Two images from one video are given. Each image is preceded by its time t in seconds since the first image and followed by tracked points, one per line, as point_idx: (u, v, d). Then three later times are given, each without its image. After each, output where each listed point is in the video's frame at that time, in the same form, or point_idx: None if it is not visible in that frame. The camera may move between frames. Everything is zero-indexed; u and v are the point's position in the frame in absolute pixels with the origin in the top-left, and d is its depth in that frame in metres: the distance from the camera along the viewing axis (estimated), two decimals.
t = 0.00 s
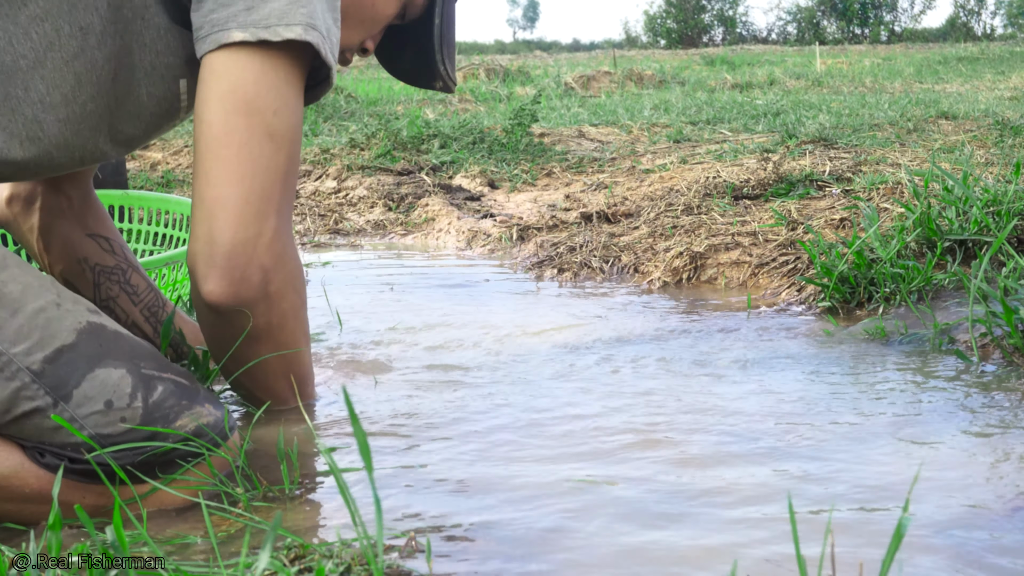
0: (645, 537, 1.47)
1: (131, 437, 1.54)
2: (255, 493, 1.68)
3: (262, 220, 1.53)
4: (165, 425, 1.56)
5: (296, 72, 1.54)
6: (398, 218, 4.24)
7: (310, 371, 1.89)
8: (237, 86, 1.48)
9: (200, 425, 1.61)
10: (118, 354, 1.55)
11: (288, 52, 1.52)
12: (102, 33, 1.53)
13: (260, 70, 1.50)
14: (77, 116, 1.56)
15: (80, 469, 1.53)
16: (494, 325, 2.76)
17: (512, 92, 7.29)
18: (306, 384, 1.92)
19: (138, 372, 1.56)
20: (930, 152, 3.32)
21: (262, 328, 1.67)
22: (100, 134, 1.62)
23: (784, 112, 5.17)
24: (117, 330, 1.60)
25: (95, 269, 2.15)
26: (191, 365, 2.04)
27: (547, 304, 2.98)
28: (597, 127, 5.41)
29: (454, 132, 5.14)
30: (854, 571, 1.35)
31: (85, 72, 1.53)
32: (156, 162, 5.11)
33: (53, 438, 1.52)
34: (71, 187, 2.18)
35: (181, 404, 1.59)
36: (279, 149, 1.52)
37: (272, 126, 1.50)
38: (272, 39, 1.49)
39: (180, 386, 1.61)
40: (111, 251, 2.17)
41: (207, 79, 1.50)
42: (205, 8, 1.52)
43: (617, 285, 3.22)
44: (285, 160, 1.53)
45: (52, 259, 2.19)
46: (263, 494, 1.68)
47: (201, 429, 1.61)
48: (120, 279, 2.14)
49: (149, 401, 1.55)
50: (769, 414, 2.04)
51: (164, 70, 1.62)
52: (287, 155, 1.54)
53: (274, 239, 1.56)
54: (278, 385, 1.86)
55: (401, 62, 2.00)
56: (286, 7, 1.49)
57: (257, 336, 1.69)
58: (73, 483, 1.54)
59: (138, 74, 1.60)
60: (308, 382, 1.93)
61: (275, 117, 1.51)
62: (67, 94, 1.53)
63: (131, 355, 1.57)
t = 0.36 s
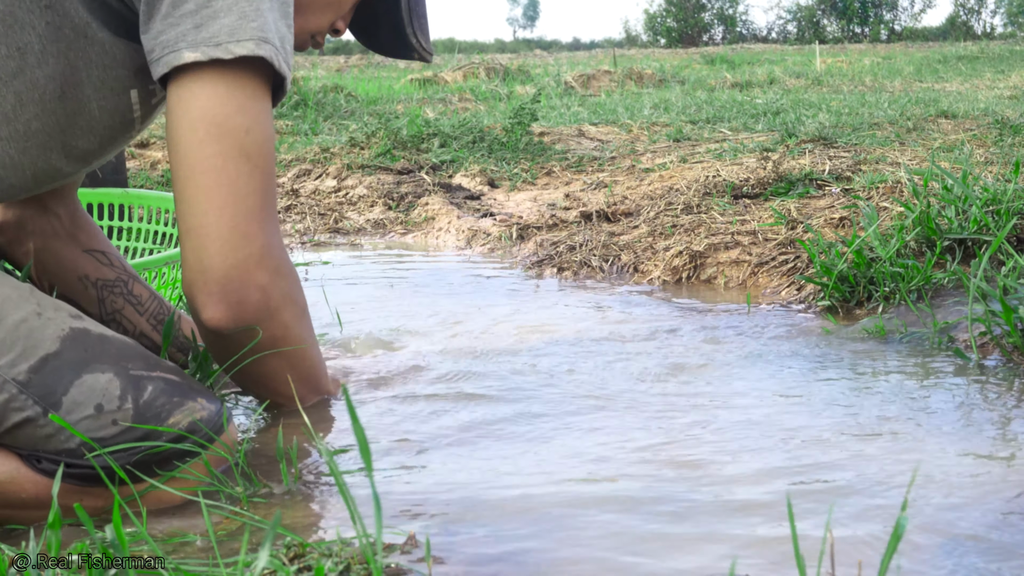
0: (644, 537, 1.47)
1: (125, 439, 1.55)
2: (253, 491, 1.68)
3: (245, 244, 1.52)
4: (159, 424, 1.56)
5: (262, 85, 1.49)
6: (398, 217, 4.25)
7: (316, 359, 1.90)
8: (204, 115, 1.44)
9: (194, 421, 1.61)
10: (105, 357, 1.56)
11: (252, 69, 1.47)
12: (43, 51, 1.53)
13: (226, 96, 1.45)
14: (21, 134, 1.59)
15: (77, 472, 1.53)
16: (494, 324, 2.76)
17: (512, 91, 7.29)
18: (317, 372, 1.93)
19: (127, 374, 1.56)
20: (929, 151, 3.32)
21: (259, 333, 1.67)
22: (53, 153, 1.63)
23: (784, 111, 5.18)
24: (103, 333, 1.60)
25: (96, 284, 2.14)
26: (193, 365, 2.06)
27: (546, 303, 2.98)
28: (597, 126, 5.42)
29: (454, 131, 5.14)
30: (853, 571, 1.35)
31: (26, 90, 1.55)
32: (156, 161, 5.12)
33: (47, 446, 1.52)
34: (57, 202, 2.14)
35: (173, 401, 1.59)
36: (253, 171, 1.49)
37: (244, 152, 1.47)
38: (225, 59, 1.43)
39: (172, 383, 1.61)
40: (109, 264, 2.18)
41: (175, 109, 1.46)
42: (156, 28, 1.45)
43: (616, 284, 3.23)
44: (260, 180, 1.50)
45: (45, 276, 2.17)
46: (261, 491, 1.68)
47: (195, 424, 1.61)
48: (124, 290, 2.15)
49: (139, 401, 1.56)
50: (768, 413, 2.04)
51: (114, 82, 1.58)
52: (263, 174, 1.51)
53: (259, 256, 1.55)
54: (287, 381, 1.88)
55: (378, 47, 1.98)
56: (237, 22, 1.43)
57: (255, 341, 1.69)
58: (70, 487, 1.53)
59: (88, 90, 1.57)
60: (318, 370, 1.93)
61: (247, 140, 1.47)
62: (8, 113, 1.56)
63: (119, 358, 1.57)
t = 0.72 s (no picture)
0: (640, 537, 1.46)
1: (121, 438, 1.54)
2: (249, 491, 1.68)
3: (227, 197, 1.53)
4: (156, 423, 1.55)
5: (225, 33, 1.47)
6: (396, 217, 4.25)
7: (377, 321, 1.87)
8: (166, 70, 1.45)
9: (192, 420, 1.60)
10: (103, 356, 1.54)
11: (214, 18, 1.46)
12: (33, 17, 1.53)
13: (188, 47, 1.45)
14: (21, 105, 1.60)
15: (75, 471, 1.53)
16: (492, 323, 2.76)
17: (510, 90, 7.29)
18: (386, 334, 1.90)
19: (124, 372, 1.55)
20: (927, 150, 3.32)
21: (279, 290, 1.66)
22: (54, 118, 1.65)
23: (782, 111, 5.17)
24: (101, 331, 1.59)
25: (174, 240, 2.23)
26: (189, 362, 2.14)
27: (544, 303, 2.98)
28: (595, 126, 5.42)
29: (452, 131, 5.15)
30: (850, 569, 1.35)
31: (21, 58, 1.55)
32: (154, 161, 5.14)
33: (44, 444, 1.51)
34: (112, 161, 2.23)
35: (170, 400, 1.58)
36: (221, 120, 1.48)
37: (208, 102, 1.46)
38: (194, 11, 1.43)
39: (170, 381, 1.60)
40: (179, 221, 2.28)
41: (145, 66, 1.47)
42: None
43: (614, 284, 3.23)
44: (231, 129, 1.50)
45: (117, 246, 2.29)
46: (258, 490, 1.68)
47: (193, 423, 1.60)
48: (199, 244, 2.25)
49: (137, 399, 1.55)
50: (765, 412, 2.04)
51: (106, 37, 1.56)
52: (235, 122, 1.50)
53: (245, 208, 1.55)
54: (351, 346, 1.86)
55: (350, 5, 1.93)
56: None
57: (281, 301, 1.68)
58: (68, 486, 1.54)
59: (82, 50, 1.57)
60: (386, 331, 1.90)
61: (212, 89, 1.46)
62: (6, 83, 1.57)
63: (116, 356, 1.56)
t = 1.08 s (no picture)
0: (636, 538, 1.46)
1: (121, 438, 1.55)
2: (247, 492, 1.67)
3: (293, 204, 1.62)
4: (154, 423, 1.55)
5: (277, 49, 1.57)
6: (394, 218, 4.25)
7: (392, 334, 1.94)
8: (227, 89, 1.54)
9: (190, 421, 1.60)
10: (102, 355, 1.54)
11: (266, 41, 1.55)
12: (42, 34, 1.57)
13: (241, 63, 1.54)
14: (25, 118, 1.64)
15: (73, 470, 1.53)
16: (491, 324, 2.76)
17: (508, 91, 7.30)
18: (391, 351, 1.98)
19: (124, 372, 1.55)
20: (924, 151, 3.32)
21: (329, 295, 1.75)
22: (57, 135, 1.69)
23: (780, 112, 5.17)
24: (101, 331, 1.59)
25: (192, 278, 2.40)
26: (186, 362, 2.14)
27: (541, 304, 2.98)
28: (593, 127, 5.42)
29: (450, 132, 5.15)
30: (847, 571, 1.34)
31: (27, 73, 1.59)
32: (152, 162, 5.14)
33: (43, 443, 1.52)
34: (149, 187, 2.38)
35: (169, 400, 1.58)
36: (287, 129, 1.58)
37: (274, 112, 1.56)
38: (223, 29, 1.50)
39: (168, 382, 1.60)
40: (201, 256, 2.43)
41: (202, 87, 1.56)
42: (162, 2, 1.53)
43: (611, 285, 3.23)
44: (293, 138, 1.59)
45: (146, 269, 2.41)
46: (255, 491, 1.67)
47: (191, 425, 1.60)
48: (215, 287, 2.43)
49: (135, 399, 1.54)
50: (762, 413, 2.04)
51: (115, 59, 1.64)
52: (295, 131, 1.59)
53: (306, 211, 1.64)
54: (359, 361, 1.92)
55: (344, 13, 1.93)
56: None
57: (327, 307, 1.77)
58: (67, 485, 1.55)
59: (90, 70, 1.63)
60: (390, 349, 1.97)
61: (274, 100, 1.56)
62: (10, 98, 1.60)
63: (116, 356, 1.55)
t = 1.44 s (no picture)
0: (629, 539, 1.46)
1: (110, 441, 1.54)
2: (240, 493, 1.67)
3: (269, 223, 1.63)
4: (145, 425, 1.55)
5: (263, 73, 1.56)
6: (389, 219, 4.24)
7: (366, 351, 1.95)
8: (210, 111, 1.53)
9: (181, 421, 1.60)
10: (91, 359, 1.54)
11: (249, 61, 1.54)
12: (21, 49, 1.57)
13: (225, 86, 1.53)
14: (4, 132, 1.62)
15: (65, 475, 1.53)
16: (485, 325, 2.76)
17: (503, 93, 7.30)
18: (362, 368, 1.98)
19: (113, 375, 1.54)
20: (919, 153, 3.32)
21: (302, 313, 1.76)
22: (38, 151, 1.68)
23: (775, 113, 5.17)
24: (90, 335, 1.59)
25: (178, 288, 2.39)
26: (179, 366, 2.13)
27: (536, 305, 2.98)
28: (588, 128, 5.41)
29: (445, 133, 5.15)
30: (840, 573, 1.34)
31: (5, 87, 1.59)
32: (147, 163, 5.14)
33: (33, 449, 1.52)
34: (139, 196, 2.36)
35: (159, 402, 1.58)
36: (268, 151, 1.58)
37: (257, 134, 1.56)
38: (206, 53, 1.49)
39: (158, 383, 1.59)
40: (190, 266, 2.41)
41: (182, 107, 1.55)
42: (147, 23, 1.51)
43: (607, 286, 3.22)
44: (274, 159, 1.59)
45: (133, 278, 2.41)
46: (248, 493, 1.66)
47: (183, 425, 1.59)
48: (202, 297, 2.42)
49: (125, 402, 1.54)
50: (756, 415, 2.04)
51: (97, 74, 1.64)
52: (276, 153, 1.60)
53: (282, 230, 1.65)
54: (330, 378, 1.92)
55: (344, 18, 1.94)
56: (219, 17, 1.50)
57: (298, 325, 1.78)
58: (59, 490, 1.54)
59: (71, 85, 1.63)
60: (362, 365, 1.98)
61: (259, 122, 1.56)
62: None
63: (105, 359, 1.55)
